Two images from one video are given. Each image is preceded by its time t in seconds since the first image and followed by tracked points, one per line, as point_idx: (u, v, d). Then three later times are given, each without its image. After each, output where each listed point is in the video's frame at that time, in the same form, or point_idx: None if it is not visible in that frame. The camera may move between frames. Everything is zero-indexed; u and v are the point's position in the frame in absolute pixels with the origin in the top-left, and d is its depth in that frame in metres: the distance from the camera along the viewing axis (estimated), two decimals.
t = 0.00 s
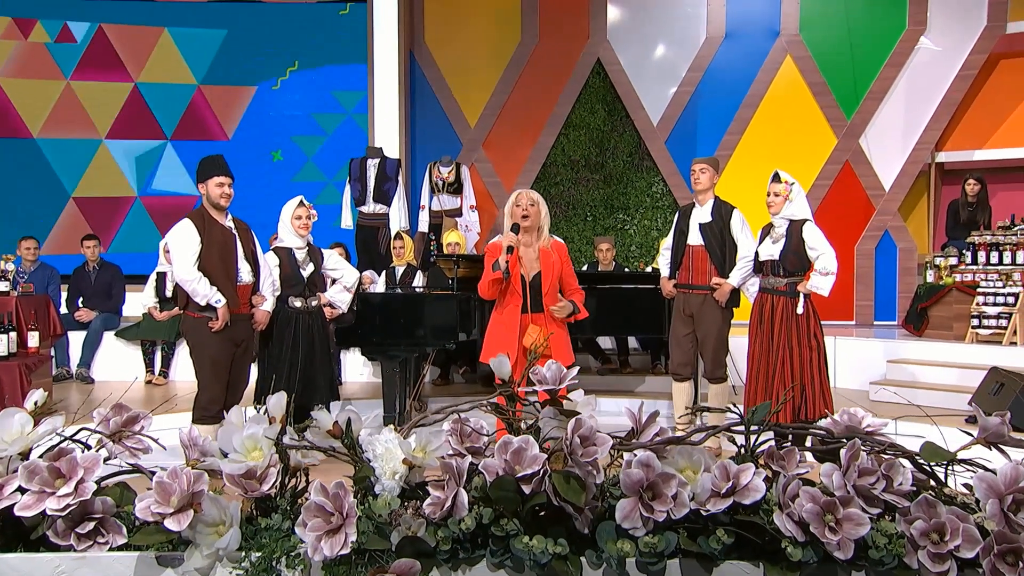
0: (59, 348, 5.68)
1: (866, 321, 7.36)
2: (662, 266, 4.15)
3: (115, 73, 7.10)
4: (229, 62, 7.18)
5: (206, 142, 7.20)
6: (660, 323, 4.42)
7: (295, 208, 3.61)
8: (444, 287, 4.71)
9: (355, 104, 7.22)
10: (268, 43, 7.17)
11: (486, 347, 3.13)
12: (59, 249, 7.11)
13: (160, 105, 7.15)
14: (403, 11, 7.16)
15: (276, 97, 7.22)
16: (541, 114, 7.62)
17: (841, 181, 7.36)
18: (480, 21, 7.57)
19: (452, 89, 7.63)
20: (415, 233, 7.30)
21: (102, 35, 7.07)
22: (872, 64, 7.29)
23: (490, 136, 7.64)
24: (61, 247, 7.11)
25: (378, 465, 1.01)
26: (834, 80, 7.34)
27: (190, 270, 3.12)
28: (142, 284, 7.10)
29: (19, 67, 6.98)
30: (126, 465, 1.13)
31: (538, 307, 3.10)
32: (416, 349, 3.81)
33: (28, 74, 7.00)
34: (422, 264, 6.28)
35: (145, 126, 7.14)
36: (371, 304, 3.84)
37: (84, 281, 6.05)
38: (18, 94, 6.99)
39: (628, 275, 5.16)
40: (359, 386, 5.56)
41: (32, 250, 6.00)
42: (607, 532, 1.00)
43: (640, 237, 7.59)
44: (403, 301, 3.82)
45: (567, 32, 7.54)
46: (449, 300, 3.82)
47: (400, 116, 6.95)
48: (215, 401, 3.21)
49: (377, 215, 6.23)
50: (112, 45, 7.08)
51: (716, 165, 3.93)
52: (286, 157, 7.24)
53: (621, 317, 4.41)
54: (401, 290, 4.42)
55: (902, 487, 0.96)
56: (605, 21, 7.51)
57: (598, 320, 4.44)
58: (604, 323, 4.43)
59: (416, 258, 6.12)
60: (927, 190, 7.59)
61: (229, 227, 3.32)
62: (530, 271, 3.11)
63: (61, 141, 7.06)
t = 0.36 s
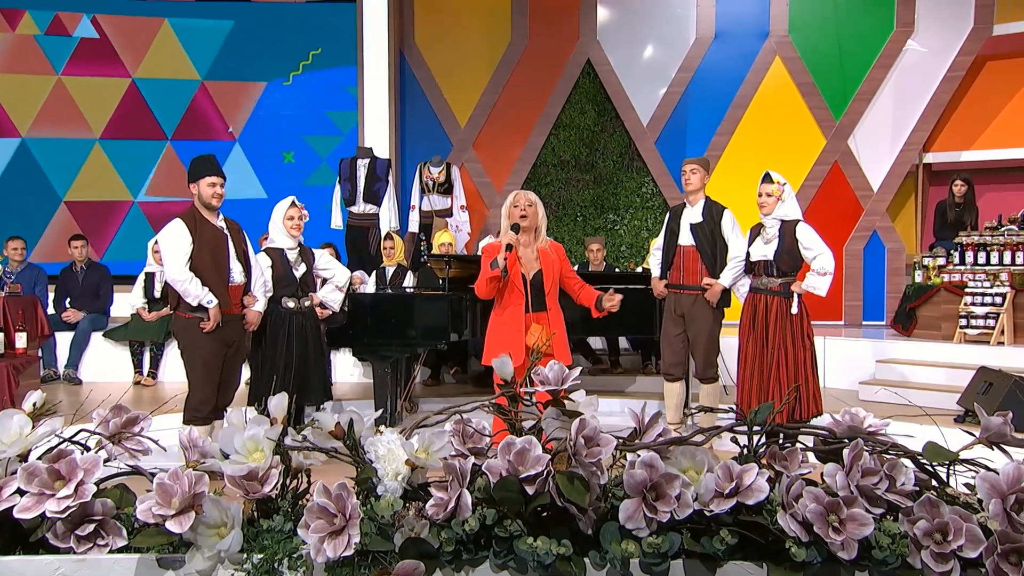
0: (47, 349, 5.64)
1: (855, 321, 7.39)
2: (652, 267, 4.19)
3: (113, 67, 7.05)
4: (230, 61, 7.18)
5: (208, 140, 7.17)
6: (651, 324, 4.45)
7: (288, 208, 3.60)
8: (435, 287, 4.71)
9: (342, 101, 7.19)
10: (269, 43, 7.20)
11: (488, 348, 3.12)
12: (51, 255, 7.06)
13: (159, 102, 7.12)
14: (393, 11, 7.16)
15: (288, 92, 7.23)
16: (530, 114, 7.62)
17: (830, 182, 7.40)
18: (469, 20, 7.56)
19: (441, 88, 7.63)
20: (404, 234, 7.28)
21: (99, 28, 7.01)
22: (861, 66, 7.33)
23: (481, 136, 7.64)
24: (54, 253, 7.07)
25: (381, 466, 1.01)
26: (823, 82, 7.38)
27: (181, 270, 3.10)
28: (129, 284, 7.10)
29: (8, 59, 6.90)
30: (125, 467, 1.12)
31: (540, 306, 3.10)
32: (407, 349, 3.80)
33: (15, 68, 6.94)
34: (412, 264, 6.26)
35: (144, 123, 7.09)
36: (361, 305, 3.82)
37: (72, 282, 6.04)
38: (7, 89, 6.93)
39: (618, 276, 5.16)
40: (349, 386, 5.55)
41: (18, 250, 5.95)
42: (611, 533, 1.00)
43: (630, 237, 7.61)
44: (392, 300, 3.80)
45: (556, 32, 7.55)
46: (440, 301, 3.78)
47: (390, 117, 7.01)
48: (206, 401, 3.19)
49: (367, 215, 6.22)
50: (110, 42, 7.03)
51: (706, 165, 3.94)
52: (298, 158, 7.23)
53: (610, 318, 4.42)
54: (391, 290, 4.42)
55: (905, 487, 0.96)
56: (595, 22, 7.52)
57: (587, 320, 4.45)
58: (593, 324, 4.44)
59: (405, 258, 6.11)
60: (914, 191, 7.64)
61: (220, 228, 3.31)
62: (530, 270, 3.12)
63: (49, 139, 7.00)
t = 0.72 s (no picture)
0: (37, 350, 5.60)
1: (850, 321, 7.41)
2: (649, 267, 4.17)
3: (114, 60, 7.01)
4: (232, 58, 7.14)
5: (212, 137, 7.15)
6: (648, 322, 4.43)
7: (282, 209, 3.60)
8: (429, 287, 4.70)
9: (333, 100, 7.21)
10: (274, 38, 7.16)
11: (486, 349, 3.11)
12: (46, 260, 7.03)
13: (165, 100, 7.09)
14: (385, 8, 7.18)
15: (309, 85, 7.21)
16: (524, 113, 7.61)
17: (825, 181, 7.41)
18: (464, 17, 7.55)
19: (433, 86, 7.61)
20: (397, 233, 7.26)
21: (100, 17, 6.97)
22: (856, 65, 7.33)
23: (475, 136, 7.62)
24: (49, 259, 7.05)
25: (388, 468, 1.00)
26: (818, 81, 7.38)
27: (175, 270, 3.10)
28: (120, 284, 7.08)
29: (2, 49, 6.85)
30: (129, 469, 1.11)
31: (540, 306, 3.10)
32: (401, 349, 3.80)
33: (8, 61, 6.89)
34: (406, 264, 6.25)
35: (150, 121, 7.07)
36: (357, 305, 3.83)
37: (61, 282, 6.01)
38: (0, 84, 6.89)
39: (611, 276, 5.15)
40: (343, 387, 5.53)
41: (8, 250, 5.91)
42: (621, 535, 0.99)
43: (625, 237, 7.61)
44: (387, 300, 3.80)
45: (550, 31, 7.54)
46: (435, 301, 3.78)
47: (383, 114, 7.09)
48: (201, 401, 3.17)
49: (360, 215, 6.21)
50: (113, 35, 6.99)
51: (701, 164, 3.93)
52: (319, 160, 7.25)
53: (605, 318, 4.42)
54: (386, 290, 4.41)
55: (916, 488, 0.96)
56: (589, 21, 7.52)
57: (580, 320, 4.44)
58: (587, 324, 4.43)
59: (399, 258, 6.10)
60: (909, 190, 7.67)
61: (215, 226, 3.28)
62: (530, 270, 3.11)
63: (38, 138, 6.94)
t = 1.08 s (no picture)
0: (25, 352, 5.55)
1: (845, 321, 7.42)
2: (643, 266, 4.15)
3: (111, 56, 6.97)
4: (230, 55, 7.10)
5: (214, 136, 7.13)
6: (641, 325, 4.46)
7: (276, 208, 3.55)
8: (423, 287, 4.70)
9: (324, 100, 7.17)
10: (281, 33, 7.12)
11: (484, 351, 3.09)
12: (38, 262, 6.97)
13: (171, 101, 7.07)
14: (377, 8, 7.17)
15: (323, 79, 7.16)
16: (518, 112, 7.60)
17: (820, 181, 7.43)
18: (457, 14, 7.54)
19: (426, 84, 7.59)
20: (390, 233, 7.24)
21: (97, 9, 6.92)
22: (850, 65, 7.35)
23: (468, 135, 7.62)
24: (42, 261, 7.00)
25: (393, 470, 0.98)
26: (813, 81, 7.40)
27: (169, 270, 3.08)
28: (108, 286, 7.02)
29: None
30: (131, 472, 1.10)
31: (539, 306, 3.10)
32: (395, 350, 3.81)
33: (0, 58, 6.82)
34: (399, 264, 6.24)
35: (156, 122, 7.06)
36: (351, 306, 3.84)
37: (50, 282, 5.96)
38: None
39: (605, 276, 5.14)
40: (336, 388, 5.51)
41: None
42: (630, 538, 0.98)
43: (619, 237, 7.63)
44: (379, 301, 3.82)
45: (544, 30, 7.54)
46: (429, 302, 3.81)
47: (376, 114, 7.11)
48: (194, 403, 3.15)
49: (353, 215, 6.20)
50: (111, 31, 6.96)
51: (696, 166, 3.92)
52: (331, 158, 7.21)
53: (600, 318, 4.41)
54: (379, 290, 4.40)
55: (926, 490, 0.95)
56: (584, 20, 7.52)
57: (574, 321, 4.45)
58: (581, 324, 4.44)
59: (392, 258, 6.09)
60: (904, 191, 7.70)
61: (209, 226, 3.28)
62: (526, 270, 3.11)
63: (30, 137, 6.88)
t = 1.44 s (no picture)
0: (11, 354, 5.52)
1: (839, 322, 7.43)
2: (639, 267, 4.17)
3: (105, 54, 6.94)
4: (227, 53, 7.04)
5: (213, 135, 7.08)
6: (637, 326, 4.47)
7: (268, 208, 3.56)
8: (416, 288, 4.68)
9: (321, 96, 7.13)
10: (285, 29, 7.05)
11: (479, 351, 3.07)
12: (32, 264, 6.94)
13: (173, 100, 7.03)
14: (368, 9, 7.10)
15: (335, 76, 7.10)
16: (512, 111, 7.59)
17: (814, 181, 7.45)
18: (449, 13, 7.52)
19: (417, 82, 7.56)
20: (382, 233, 7.21)
21: (95, 4, 6.90)
22: (844, 64, 7.36)
23: (460, 135, 7.61)
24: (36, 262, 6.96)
25: (398, 473, 0.97)
26: (807, 81, 7.41)
27: (161, 271, 3.06)
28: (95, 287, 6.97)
29: None
30: (131, 475, 1.09)
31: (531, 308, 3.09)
32: (387, 351, 3.79)
33: None
34: (391, 264, 6.22)
35: (156, 121, 7.02)
36: (343, 307, 3.81)
37: (38, 283, 5.91)
38: None
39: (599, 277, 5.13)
40: (328, 390, 5.49)
41: None
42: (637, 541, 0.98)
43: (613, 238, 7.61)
44: (371, 303, 3.78)
45: (538, 29, 7.52)
46: (422, 303, 3.78)
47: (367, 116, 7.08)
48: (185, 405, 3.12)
49: (344, 215, 6.18)
50: (106, 28, 6.92)
51: (689, 168, 3.95)
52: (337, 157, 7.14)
53: (596, 319, 4.40)
54: (372, 291, 4.38)
55: (935, 492, 0.95)
56: (577, 19, 7.51)
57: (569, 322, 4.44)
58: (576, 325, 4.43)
59: (385, 259, 6.08)
60: (898, 191, 7.73)
61: (201, 227, 3.25)
62: (519, 270, 3.10)
63: (26, 136, 6.85)
